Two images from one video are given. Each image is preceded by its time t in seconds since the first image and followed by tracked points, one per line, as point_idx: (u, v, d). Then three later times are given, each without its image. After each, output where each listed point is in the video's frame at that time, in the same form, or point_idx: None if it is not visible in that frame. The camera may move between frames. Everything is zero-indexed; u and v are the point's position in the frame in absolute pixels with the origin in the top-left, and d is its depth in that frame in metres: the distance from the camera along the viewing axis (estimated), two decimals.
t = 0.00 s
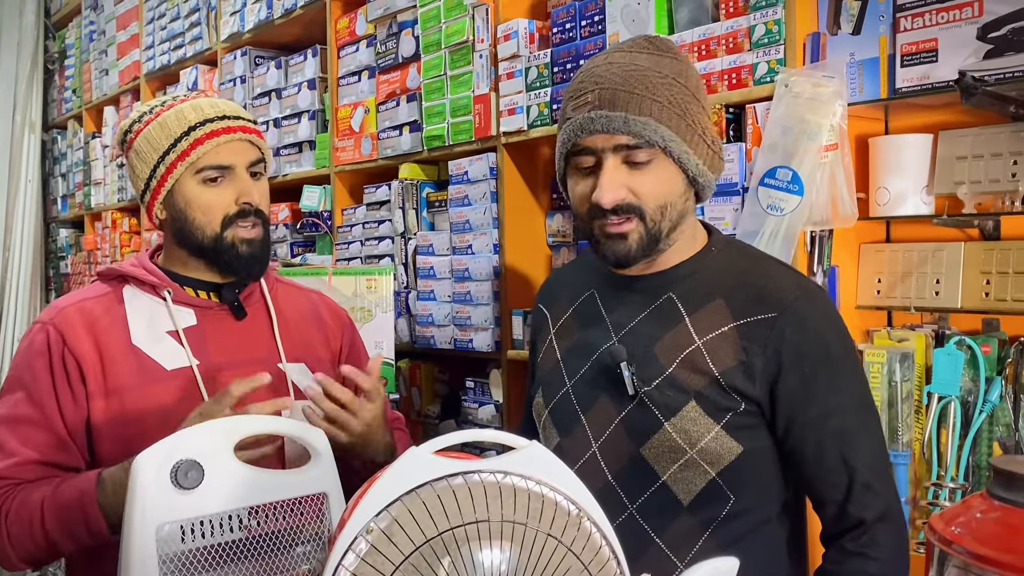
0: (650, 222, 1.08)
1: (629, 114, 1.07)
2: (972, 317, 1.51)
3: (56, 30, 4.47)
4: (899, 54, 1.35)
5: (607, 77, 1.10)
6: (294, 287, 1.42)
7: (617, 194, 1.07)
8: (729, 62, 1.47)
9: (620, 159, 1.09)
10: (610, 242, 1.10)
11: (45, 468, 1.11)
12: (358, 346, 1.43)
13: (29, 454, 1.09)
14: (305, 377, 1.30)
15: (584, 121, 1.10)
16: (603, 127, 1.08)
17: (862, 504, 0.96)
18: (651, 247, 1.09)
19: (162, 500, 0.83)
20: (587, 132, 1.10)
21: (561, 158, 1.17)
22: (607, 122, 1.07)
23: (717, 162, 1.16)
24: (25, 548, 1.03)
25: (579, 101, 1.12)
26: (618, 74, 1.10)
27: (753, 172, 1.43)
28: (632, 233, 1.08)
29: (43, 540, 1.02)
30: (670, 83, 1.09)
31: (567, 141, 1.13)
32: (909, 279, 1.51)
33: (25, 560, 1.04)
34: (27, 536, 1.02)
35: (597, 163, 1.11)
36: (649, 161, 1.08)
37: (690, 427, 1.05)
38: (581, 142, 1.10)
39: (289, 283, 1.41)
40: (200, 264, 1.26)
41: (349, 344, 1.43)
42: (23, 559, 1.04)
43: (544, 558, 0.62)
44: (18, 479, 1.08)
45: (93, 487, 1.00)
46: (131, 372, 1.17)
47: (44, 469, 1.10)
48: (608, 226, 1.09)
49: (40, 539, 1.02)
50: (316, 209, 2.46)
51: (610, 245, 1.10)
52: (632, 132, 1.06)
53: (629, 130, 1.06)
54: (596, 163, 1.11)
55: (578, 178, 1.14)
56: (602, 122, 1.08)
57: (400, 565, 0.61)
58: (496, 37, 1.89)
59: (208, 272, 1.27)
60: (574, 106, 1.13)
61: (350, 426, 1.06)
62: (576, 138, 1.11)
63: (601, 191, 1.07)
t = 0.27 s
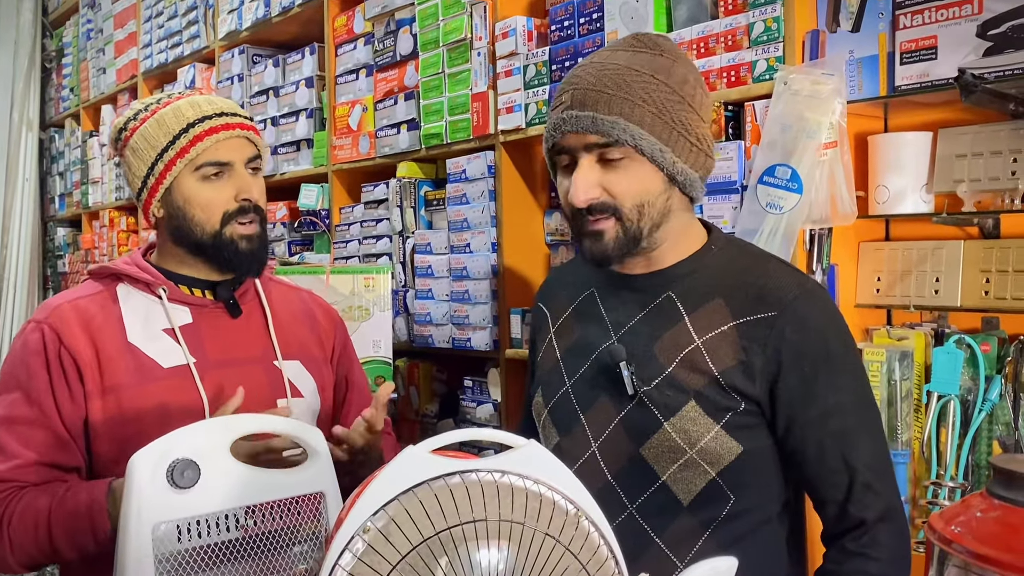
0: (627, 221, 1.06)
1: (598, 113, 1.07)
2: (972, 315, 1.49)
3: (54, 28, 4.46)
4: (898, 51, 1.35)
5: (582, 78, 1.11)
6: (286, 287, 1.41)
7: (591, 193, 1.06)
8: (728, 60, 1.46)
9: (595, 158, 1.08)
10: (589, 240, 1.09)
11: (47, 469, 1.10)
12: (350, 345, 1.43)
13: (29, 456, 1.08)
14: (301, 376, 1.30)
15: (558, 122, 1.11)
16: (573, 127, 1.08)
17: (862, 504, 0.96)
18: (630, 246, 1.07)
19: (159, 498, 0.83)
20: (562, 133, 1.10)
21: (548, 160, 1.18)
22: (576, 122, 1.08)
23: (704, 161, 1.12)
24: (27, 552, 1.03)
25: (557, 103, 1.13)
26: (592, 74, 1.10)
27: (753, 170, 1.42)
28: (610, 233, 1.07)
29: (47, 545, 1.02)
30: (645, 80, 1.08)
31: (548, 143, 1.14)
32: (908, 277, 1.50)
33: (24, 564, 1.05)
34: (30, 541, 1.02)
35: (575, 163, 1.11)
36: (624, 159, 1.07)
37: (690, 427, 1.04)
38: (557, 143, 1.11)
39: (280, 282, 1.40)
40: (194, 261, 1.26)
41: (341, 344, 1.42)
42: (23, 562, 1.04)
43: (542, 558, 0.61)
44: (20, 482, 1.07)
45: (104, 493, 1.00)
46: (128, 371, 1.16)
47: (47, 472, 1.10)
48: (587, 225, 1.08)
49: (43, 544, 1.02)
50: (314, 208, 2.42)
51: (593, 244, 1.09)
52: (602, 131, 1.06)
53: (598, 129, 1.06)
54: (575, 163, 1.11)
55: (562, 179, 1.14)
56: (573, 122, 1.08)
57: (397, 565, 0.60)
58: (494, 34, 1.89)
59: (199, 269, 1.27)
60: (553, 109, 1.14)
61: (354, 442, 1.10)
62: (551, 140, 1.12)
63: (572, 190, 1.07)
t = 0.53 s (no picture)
0: (611, 214, 1.08)
1: (581, 105, 1.09)
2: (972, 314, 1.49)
3: (51, 28, 4.45)
4: (899, 48, 1.34)
5: (570, 73, 1.13)
6: (277, 286, 1.41)
7: (575, 185, 1.08)
8: (728, 57, 1.45)
9: (581, 152, 1.10)
10: (577, 236, 1.11)
11: (45, 470, 1.08)
12: (341, 342, 1.43)
13: (28, 458, 1.07)
14: (294, 373, 1.30)
15: (545, 116, 1.13)
16: (558, 120, 1.10)
17: (863, 501, 0.95)
18: (615, 239, 1.08)
19: (157, 499, 0.82)
20: (549, 127, 1.13)
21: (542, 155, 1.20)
22: (561, 114, 1.10)
23: (693, 156, 1.11)
24: (29, 554, 1.02)
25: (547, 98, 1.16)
26: (580, 70, 1.12)
27: (753, 168, 1.41)
28: (594, 226, 1.08)
29: (50, 546, 1.01)
30: (631, 74, 1.09)
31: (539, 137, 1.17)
32: (909, 275, 1.50)
33: (25, 567, 1.03)
34: (32, 542, 1.01)
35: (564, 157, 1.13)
36: (608, 152, 1.08)
37: (687, 424, 1.04)
38: (546, 137, 1.13)
39: (271, 280, 1.39)
40: (190, 259, 1.26)
41: (332, 342, 1.42)
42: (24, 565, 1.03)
43: (542, 558, 0.61)
44: (21, 483, 1.06)
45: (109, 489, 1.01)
46: (124, 371, 1.15)
47: (45, 472, 1.08)
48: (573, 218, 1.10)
49: (46, 545, 1.01)
50: (312, 207, 2.41)
51: (579, 237, 1.10)
52: (585, 124, 1.08)
53: (580, 122, 1.08)
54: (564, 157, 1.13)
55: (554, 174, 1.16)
56: (558, 116, 1.10)
57: (396, 565, 0.59)
58: (492, 33, 1.88)
59: (194, 268, 1.27)
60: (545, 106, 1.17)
61: (354, 433, 1.11)
62: (540, 134, 1.14)
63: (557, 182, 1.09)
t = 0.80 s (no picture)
0: (618, 207, 1.06)
1: (587, 97, 1.08)
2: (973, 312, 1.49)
3: (51, 28, 4.45)
4: (899, 46, 1.34)
5: (573, 67, 1.12)
6: (268, 285, 1.41)
7: (582, 177, 1.07)
8: (728, 55, 1.45)
9: (586, 144, 1.09)
10: (582, 230, 1.09)
11: (40, 471, 1.07)
12: (333, 342, 1.43)
13: (24, 460, 1.06)
14: (287, 373, 1.29)
15: (550, 109, 1.12)
16: (564, 113, 1.09)
17: (862, 498, 0.95)
18: (623, 232, 1.07)
19: (155, 499, 0.81)
20: (554, 120, 1.12)
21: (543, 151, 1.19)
22: (567, 107, 1.09)
23: (696, 150, 1.12)
24: (29, 557, 1.01)
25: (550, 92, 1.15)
26: (584, 64, 1.11)
27: (753, 166, 1.41)
28: (602, 219, 1.07)
29: (50, 549, 1.01)
30: (636, 67, 1.09)
31: (541, 132, 1.16)
32: (910, 274, 1.49)
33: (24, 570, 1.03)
34: (32, 545, 1.01)
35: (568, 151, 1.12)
36: (615, 143, 1.07)
37: (686, 420, 1.03)
38: (550, 130, 1.12)
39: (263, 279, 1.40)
40: (183, 259, 1.25)
41: (324, 341, 1.42)
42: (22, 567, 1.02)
43: (541, 558, 0.60)
44: (18, 486, 1.04)
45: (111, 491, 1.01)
46: (116, 371, 1.15)
47: (45, 474, 1.07)
48: (580, 212, 1.09)
49: (46, 548, 1.01)
50: (311, 207, 2.42)
51: (585, 232, 1.09)
52: (592, 116, 1.07)
53: (587, 114, 1.07)
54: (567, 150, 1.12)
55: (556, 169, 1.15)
56: (563, 109, 1.09)
57: (394, 565, 0.59)
58: (492, 31, 1.88)
59: (187, 268, 1.26)
60: (547, 99, 1.16)
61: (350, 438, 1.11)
62: (544, 127, 1.13)
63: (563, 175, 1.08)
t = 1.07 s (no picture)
0: (647, 199, 1.07)
1: (621, 88, 1.06)
2: (974, 310, 1.49)
3: (52, 28, 4.46)
4: (899, 44, 1.34)
5: (598, 57, 1.10)
6: (260, 289, 1.41)
7: (613, 169, 1.06)
8: (728, 54, 1.45)
9: (614, 136, 1.08)
10: (605, 223, 1.08)
11: (27, 474, 1.06)
12: (324, 348, 1.44)
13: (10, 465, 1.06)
14: (278, 379, 1.30)
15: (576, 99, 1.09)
16: (596, 102, 1.07)
17: (865, 497, 0.95)
18: (650, 224, 1.07)
19: (156, 500, 0.82)
20: (580, 110, 1.09)
21: (555, 143, 1.17)
22: (599, 97, 1.07)
23: (711, 146, 1.14)
24: (14, 563, 1.01)
25: (571, 82, 1.12)
26: (609, 54, 1.10)
27: (753, 165, 1.42)
28: (627, 211, 1.07)
29: (36, 556, 1.01)
30: (662, 64, 1.09)
31: (560, 123, 1.13)
32: (910, 272, 1.49)
33: None
34: (17, 552, 1.01)
35: (591, 143, 1.11)
36: (644, 136, 1.07)
37: (690, 421, 1.03)
38: (575, 121, 1.10)
39: (255, 284, 1.41)
40: (173, 260, 1.26)
41: (315, 346, 1.43)
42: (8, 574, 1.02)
43: (541, 558, 0.61)
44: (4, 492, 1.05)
45: (99, 498, 0.99)
46: (104, 374, 1.15)
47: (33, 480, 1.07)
48: (605, 204, 1.08)
49: (31, 555, 1.01)
50: (313, 207, 2.42)
51: (605, 223, 1.08)
52: (625, 107, 1.06)
53: (622, 105, 1.06)
54: (591, 143, 1.11)
55: (573, 161, 1.14)
56: (594, 99, 1.07)
57: (395, 565, 0.59)
58: (492, 31, 1.88)
59: (178, 270, 1.27)
60: (565, 90, 1.13)
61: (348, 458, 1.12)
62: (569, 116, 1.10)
63: (595, 166, 1.07)
